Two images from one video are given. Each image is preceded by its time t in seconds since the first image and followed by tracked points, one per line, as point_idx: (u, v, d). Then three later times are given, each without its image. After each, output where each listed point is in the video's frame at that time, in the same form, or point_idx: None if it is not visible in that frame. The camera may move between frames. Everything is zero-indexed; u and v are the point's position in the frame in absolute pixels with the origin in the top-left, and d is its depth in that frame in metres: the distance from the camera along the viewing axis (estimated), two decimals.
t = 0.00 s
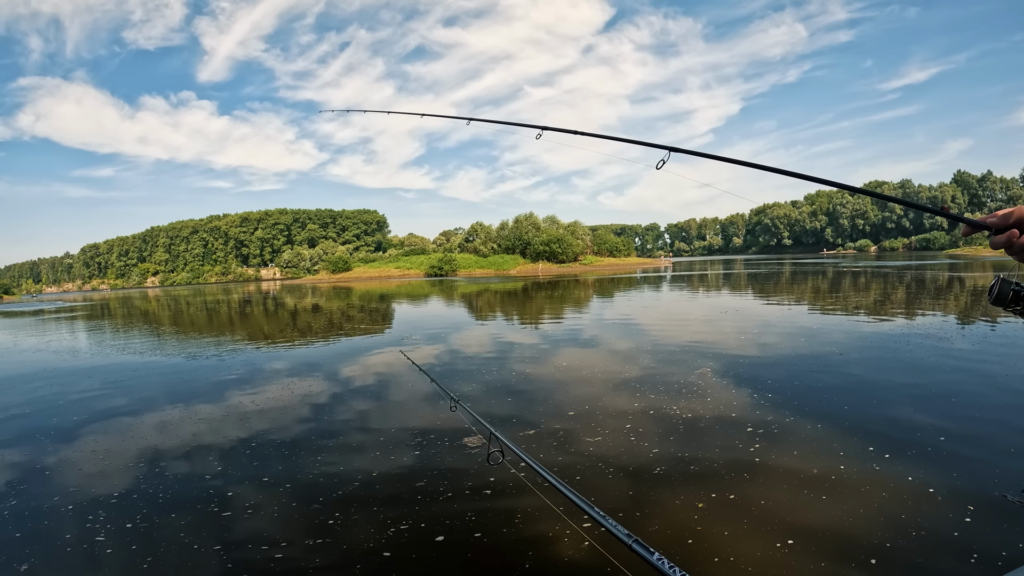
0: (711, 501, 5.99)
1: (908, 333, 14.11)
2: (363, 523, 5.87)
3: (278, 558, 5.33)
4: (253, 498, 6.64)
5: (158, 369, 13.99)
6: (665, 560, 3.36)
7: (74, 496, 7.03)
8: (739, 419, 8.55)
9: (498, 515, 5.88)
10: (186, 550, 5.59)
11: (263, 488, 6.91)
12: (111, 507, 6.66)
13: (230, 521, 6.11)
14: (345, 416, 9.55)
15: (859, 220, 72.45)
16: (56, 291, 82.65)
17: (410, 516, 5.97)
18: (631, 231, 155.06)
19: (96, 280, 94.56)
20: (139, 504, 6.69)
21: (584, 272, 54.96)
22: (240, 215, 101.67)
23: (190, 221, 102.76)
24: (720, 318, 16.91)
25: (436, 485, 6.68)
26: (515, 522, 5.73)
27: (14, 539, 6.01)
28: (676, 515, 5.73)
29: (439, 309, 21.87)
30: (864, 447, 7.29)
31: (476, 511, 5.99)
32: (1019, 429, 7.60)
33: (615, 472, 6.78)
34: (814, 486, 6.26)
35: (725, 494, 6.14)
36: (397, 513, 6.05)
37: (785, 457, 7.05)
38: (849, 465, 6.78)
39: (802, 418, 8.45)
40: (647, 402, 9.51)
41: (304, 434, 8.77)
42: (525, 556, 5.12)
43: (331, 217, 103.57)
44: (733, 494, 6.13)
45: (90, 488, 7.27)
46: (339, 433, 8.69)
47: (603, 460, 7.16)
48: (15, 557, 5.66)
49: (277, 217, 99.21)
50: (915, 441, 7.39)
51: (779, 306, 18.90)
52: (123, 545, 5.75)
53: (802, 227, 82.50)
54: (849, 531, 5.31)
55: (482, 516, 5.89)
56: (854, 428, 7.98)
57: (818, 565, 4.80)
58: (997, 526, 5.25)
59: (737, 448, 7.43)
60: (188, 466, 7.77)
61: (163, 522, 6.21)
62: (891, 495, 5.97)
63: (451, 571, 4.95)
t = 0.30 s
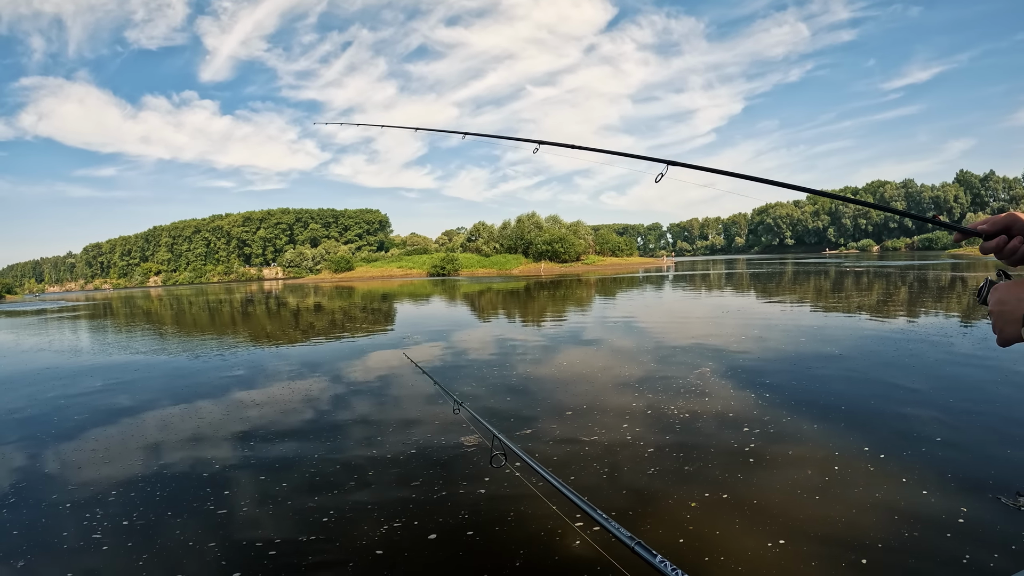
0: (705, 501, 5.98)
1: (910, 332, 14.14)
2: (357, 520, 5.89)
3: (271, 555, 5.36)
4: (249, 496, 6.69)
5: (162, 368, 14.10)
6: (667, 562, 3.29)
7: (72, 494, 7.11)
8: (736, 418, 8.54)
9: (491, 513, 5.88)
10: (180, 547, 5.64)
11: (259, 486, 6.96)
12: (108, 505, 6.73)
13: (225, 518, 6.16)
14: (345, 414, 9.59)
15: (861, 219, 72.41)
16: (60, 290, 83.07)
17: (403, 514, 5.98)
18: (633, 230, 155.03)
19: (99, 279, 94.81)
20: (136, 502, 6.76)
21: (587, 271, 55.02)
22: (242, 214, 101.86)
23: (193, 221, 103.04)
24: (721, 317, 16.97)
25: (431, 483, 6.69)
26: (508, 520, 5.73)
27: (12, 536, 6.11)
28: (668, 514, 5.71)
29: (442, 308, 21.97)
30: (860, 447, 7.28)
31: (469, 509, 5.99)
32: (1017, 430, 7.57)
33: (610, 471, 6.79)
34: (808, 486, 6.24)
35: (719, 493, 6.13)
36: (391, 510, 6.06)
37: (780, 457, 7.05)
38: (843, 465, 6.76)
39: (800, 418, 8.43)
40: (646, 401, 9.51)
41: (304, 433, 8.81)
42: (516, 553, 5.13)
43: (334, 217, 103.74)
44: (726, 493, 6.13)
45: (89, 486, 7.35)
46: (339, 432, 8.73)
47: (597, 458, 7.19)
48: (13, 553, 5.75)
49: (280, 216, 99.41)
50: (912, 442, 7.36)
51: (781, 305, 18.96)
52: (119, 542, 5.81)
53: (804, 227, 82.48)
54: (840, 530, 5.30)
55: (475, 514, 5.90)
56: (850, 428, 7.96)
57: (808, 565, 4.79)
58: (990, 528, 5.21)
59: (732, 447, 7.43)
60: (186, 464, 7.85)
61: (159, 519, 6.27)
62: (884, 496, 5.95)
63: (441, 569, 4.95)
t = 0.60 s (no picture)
0: (699, 500, 5.98)
1: (912, 332, 14.11)
2: (352, 519, 5.90)
3: (266, 553, 5.38)
4: (247, 494, 6.71)
5: (165, 366, 14.18)
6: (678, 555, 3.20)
7: (70, 493, 7.13)
8: (734, 418, 8.54)
9: (485, 512, 5.88)
10: (178, 545, 5.66)
11: (257, 484, 6.98)
12: (105, 503, 6.76)
13: (222, 517, 6.17)
14: (345, 414, 9.62)
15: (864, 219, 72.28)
16: (63, 289, 83.28)
17: (398, 512, 5.99)
18: (634, 230, 154.97)
19: (101, 278, 94.92)
20: (132, 501, 6.77)
21: (589, 271, 55.01)
22: (244, 214, 101.95)
23: (196, 220, 103.17)
24: (723, 317, 16.95)
25: (427, 482, 6.70)
26: (502, 518, 5.74)
27: (10, 534, 6.14)
28: (661, 513, 5.70)
29: (445, 307, 21.97)
30: (856, 447, 7.26)
31: (464, 507, 6.00)
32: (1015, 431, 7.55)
33: (605, 470, 6.79)
34: (803, 486, 6.23)
35: (713, 493, 6.13)
36: (386, 509, 6.07)
37: (775, 456, 7.04)
38: (838, 465, 6.74)
39: (797, 418, 8.42)
40: (645, 400, 9.53)
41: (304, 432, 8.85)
42: (508, 551, 5.14)
43: (336, 216, 103.75)
44: (720, 493, 6.12)
45: (87, 484, 7.38)
46: (339, 431, 8.77)
47: (592, 457, 7.19)
48: (10, 550, 5.78)
49: (282, 216, 99.55)
50: (906, 441, 7.36)
51: (783, 305, 18.93)
52: (116, 540, 5.83)
53: (806, 226, 82.36)
54: (832, 530, 5.29)
55: (469, 512, 5.91)
56: (847, 428, 7.93)
57: (799, 565, 4.78)
58: (983, 528, 5.19)
59: (728, 446, 7.42)
60: (185, 463, 7.87)
61: (156, 517, 6.28)
62: (878, 496, 5.93)
63: (434, 567, 4.97)
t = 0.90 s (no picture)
0: (692, 498, 5.98)
1: (915, 331, 14.08)
2: (347, 516, 5.93)
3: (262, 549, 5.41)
4: (245, 491, 6.74)
5: (168, 365, 14.22)
6: (666, 522, 3.49)
7: (70, 490, 7.16)
8: (731, 417, 8.56)
9: (479, 510, 5.90)
10: (175, 541, 5.69)
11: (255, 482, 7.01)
12: (104, 500, 6.79)
13: (219, 513, 6.20)
14: (346, 412, 9.66)
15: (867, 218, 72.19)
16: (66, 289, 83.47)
17: (393, 510, 6.01)
18: (637, 229, 154.83)
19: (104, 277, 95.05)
20: (131, 498, 6.80)
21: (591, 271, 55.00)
22: (247, 213, 102.04)
23: (198, 220, 103.30)
24: (726, 316, 16.94)
25: (423, 480, 6.72)
26: (496, 516, 5.75)
27: (9, 530, 6.17)
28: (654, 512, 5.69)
29: (447, 307, 21.95)
30: (850, 446, 7.24)
31: (458, 506, 6.02)
32: (1014, 431, 7.50)
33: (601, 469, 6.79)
34: (798, 484, 6.22)
35: (707, 491, 6.13)
36: (381, 507, 6.09)
37: (770, 456, 7.01)
38: (832, 464, 6.72)
39: (794, 417, 8.40)
40: (644, 399, 9.53)
41: (305, 431, 8.88)
42: (499, 548, 5.16)
43: (338, 216, 103.81)
44: (713, 491, 6.11)
45: (87, 482, 7.42)
46: (339, 430, 8.79)
47: (588, 456, 7.20)
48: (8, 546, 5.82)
49: (284, 216, 99.66)
50: (902, 441, 7.33)
51: (786, 304, 18.89)
52: (114, 536, 5.86)
53: (809, 225, 82.28)
54: (823, 529, 5.27)
55: (463, 510, 5.93)
56: (843, 428, 7.91)
57: (789, 562, 4.77)
58: (975, 529, 5.16)
59: (723, 445, 7.41)
60: (185, 461, 7.91)
61: (154, 513, 6.31)
62: (871, 495, 5.91)
63: (427, 563, 4.99)
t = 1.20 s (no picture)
0: (685, 497, 5.99)
1: (917, 331, 14.06)
2: (342, 514, 5.98)
3: (256, 546, 5.48)
4: (243, 490, 6.81)
5: (171, 364, 14.30)
6: (659, 552, 3.44)
7: (70, 487, 7.26)
8: (729, 416, 8.57)
9: (473, 507, 5.94)
10: (172, 538, 5.77)
11: (253, 481, 7.07)
12: (103, 498, 6.87)
13: (217, 511, 6.28)
14: (346, 412, 9.69)
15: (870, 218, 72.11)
16: (70, 288, 83.85)
17: (388, 508, 6.06)
18: (639, 229, 154.71)
19: (106, 277, 95.17)
20: (130, 496, 6.88)
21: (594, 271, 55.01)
22: (249, 213, 102.13)
23: (201, 220, 103.53)
24: (728, 316, 16.94)
25: (419, 478, 6.75)
26: (490, 514, 5.79)
27: (9, 526, 6.26)
28: (646, 511, 5.70)
29: (450, 306, 21.97)
30: (845, 446, 7.24)
31: (452, 503, 6.05)
32: (1009, 431, 7.49)
33: (595, 468, 6.81)
34: (792, 484, 6.21)
35: (700, 490, 6.14)
36: (376, 505, 6.12)
37: (765, 456, 7.01)
38: (827, 464, 6.72)
39: (790, 417, 8.41)
40: (642, 399, 9.56)
41: (304, 429, 8.95)
42: (491, 546, 5.19)
43: (341, 216, 103.92)
44: (706, 491, 6.12)
45: (87, 480, 7.52)
46: (338, 429, 8.84)
47: (583, 456, 7.22)
48: (9, 543, 5.90)
49: (287, 215, 99.81)
50: (897, 441, 7.33)
51: (789, 304, 18.87)
52: (113, 533, 5.96)
53: (811, 225, 82.16)
54: (815, 528, 5.27)
55: (457, 508, 5.96)
56: (839, 428, 7.91)
57: (780, 561, 4.77)
58: (968, 529, 5.14)
59: (718, 444, 7.42)
60: (184, 459, 7.98)
61: (152, 511, 6.40)
62: (864, 495, 5.90)
63: (418, 560, 5.03)
